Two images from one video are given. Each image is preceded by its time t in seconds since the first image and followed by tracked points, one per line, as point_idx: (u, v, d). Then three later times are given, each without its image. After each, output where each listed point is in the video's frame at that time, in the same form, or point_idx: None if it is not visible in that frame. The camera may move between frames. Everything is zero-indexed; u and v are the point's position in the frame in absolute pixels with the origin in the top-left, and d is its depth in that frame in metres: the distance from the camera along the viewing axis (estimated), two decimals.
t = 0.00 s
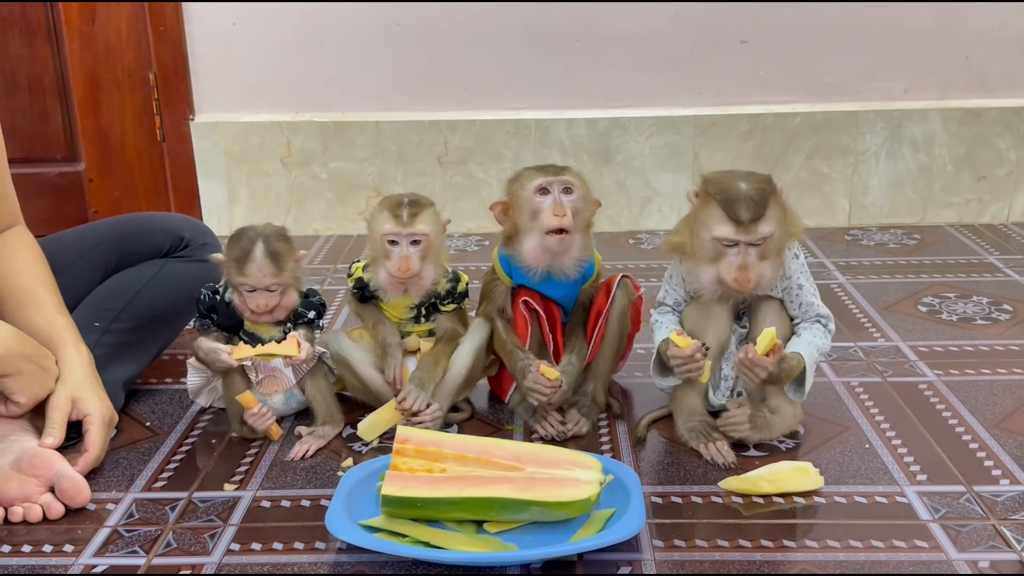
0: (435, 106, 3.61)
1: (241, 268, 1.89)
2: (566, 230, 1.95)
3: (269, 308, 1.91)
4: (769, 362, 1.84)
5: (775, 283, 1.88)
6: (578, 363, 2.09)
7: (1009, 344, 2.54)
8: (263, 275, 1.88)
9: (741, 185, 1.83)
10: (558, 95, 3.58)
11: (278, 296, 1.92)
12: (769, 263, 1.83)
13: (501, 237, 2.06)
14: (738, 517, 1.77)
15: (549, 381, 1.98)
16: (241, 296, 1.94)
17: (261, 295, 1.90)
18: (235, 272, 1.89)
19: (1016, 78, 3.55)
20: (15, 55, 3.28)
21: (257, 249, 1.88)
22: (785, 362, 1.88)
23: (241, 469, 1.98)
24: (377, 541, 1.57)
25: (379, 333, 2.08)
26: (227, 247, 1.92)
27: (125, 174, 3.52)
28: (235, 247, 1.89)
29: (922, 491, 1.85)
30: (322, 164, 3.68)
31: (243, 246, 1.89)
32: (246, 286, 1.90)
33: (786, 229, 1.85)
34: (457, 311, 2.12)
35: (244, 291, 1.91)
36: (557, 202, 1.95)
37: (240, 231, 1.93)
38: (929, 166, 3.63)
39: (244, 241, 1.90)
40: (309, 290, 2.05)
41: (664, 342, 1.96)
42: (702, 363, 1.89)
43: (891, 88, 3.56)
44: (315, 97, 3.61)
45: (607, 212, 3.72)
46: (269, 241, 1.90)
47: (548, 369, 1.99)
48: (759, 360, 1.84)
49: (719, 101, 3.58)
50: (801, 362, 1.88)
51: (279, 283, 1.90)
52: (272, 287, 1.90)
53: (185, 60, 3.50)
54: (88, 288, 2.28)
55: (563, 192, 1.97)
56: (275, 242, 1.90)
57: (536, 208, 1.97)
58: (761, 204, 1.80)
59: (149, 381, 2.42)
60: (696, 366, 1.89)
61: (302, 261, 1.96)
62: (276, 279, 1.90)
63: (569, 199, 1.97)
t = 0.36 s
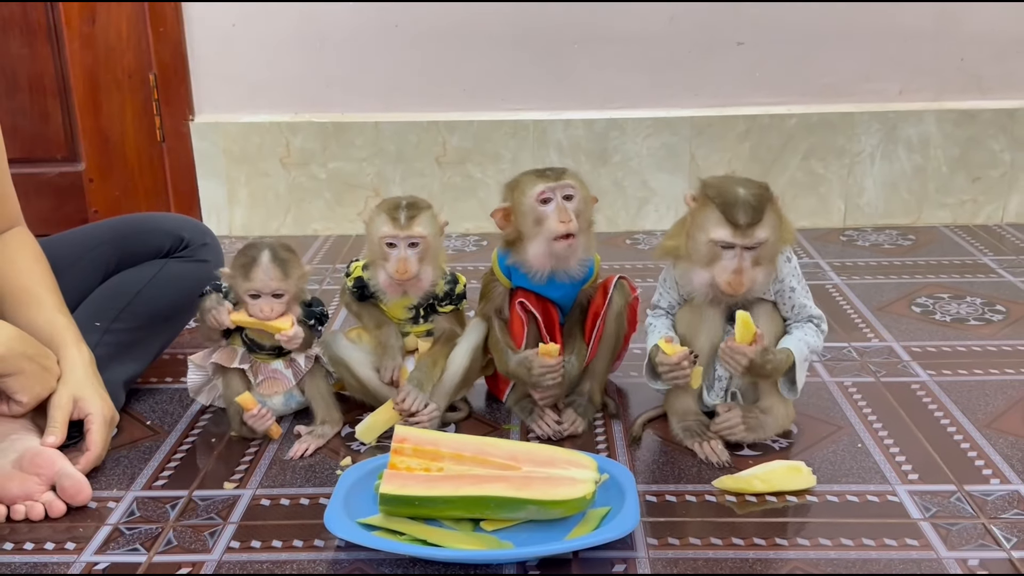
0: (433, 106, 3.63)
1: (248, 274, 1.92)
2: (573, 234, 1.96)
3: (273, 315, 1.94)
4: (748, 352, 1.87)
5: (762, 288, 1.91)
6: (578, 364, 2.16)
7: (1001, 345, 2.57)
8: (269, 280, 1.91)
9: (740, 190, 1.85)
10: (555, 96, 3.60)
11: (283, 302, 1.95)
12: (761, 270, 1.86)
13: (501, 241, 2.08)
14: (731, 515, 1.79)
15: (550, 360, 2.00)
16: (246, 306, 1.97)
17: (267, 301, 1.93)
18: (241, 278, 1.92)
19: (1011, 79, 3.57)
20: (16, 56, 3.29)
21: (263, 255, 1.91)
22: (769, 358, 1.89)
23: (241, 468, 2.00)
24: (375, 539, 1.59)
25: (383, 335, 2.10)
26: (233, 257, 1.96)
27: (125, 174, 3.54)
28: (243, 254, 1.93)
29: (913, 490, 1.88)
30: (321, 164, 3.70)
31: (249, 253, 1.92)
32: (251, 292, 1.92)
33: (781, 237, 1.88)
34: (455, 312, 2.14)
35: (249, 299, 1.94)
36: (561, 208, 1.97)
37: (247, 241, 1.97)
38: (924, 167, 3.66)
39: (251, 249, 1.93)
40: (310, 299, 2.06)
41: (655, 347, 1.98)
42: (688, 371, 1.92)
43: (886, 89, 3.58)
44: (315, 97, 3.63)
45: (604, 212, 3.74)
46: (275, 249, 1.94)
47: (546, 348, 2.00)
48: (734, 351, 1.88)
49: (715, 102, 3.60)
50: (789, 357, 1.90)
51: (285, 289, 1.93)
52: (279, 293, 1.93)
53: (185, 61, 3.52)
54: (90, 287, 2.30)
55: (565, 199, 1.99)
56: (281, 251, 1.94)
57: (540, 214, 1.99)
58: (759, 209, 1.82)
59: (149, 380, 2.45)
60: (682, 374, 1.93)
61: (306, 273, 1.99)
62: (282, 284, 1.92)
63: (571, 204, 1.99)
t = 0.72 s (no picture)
0: (432, 106, 3.65)
1: (252, 247, 1.94)
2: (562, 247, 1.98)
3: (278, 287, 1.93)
4: (749, 322, 1.87)
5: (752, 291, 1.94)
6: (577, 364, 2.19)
7: (995, 342, 2.59)
8: (275, 250, 1.93)
9: (751, 196, 1.86)
10: (554, 95, 3.62)
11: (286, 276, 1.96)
12: (755, 277, 1.90)
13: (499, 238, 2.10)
14: (727, 510, 1.82)
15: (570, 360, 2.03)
16: (250, 287, 1.97)
17: (270, 272, 1.93)
18: (245, 251, 1.94)
19: (1006, 79, 3.60)
20: (18, 55, 3.31)
21: (268, 229, 1.94)
22: (772, 325, 1.89)
23: (243, 464, 2.02)
24: (376, 534, 1.62)
25: (371, 316, 2.10)
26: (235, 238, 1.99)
27: (126, 173, 3.56)
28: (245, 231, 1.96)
29: (906, 486, 1.90)
30: (321, 162, 3.71)
31: (254, 229, 1.95)
32: (255, 264, 1.93)
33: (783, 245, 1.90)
34: (452, 309, 2.17)
35: (253, 272, 1.94)
36: (552, 219, 1.98)
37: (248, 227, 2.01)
38: (920, 166, 3.68)
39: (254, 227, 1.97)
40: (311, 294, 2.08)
41: (650, 350, 1.99)
42: (684, 376, 1.96)
43: (883, 89, 3.60)
44: (314, 96, 3.64)
45: (602, 210, 3.76)
46: (278, 228, 1.97)
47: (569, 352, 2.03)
48: (735, 326, 1.87)
49: (713, 102, 3.62)
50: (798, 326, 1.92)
51: (289, 259, 1.95)
52: (282, 263, 1.95)
53: (185, 59, 3.54)
54: (92, 285, 2.32)
55: (557, 209, 2.00)
56: (284, 230, 1.98)
57: (531, 223, 2.00)
58: (769, 217, 1.83)
59: (151, 377, 2.47)
60: (678, 379, 1.97)
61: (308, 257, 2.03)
62: (287, 255, 1.95)
63: (563, 215, 2.00)
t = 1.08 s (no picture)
0: (433, 104, 3.66)
1: (258, 264, 1.93)
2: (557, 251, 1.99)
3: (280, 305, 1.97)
4: (745, 310, 1.86)
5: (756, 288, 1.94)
6: (580, 364, 2.18)
7: (992, 340, 2.61)
8: (279, 272, 1.93)
9: (739, 189, 1.88)
10: (554, 93, 3.63)
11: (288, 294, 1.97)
12: (754, 271, 1.90)
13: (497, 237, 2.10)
14: (726, 506, 1.83)
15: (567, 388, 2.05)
16: (252, 294, 1.98)
17: (275, 292, 1.95)
18: (250, 267, 1.93)
19: (1005, 77, 3.61)
20: (20, 52, 3.32)
21: (274, 246, 1.92)
22: (769, 309, 1.88)
23: (246, 460, 2.04)
24: (378, 529, 1.63)
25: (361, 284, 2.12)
26: (239, 246, 1.96)
27: (127, 170, 3.57)
28: (251, 244, 1.94)
29: (905, 482, 1.92)
30: (322, 160, 3.73)
31: (259, 243, 1.92)
32: (259, 282, 1.94)
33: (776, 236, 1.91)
34: (454, 304, 2.18)
35: (258, 288, 1.95)
36: (547, 223, 1.98)
37: (252, 230, 1.98)
38: (919, 164, 3.69)
39: (259, 238, 1.94)
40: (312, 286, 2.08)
41: (655, 351, 2.01)
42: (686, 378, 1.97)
43: (881, 87, 3.62)
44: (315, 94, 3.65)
45: (602, 208, 3.77)
46: (282, 240, 1.95)
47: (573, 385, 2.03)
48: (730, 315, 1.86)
49: (713, 100, 3.64)
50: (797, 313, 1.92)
51: (293, 279, 1.96)
52: (286, 284, 1.96)
53: (187, 57, 3.55)
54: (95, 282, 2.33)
55: (552, 212, 2.00)
56: (288, 241, 1.95)
57: (527, 226, 2.01)
58: (757, 208, 1.85)
59: (154, 374, 2.48)
60: (681, 381, 1.97)
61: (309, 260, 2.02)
62: (291, 276, 1.95)
63: (559, 217, 2.01)
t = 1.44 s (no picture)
0: (432, 102, 3.67)
1: (251, 251, 1.96)
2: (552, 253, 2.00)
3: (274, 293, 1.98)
4: (748, 299, 1.87)
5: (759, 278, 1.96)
6: (576, 361, 2.17)
7: (989, 337, 2.63)
8: (270, 259, 1.95)
9: (736, 178, 1.91)
10: (553, 92, 3.65)
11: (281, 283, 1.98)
12: (755, 261, 1.93)
13: (495, 237, 2.11)
14: (723, 502, 1.85)
15: (557, 399, 2.06)
16: (248, 284, 2.01)
17: (266, 280, 1.97)
18: (244, 254, 1.96)
19: (1002, 76, 3.62)
20: (20, 50, 3.31)
21: (267, 234, 1.95)
22: (771, 299, 1.89)
23: (247, 456, 2.05)
24: (378, 525, 1.65)
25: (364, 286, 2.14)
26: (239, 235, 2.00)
27: (127, 167, 3.58)
28: (248, 232, 1.98)
29: (900, 479, 1.93)
30: (322, 158, 3.74)
31: (255, 231, 1.96)
32: (252, 269, 1.97)
33: (775, 226, 1.92)
34: (452, 305, 2.20)
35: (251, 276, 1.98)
36: (543, 226, 1.99)
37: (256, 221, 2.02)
38: (916, 162, 3.71)
39: (256, 227, 1.98)
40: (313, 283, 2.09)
41: (656, 351, 2.03)
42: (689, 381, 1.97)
43: (879, 86, 3.63)
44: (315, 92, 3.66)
45: (601, 206, 3.79)
46: (280, 229, 1.97)
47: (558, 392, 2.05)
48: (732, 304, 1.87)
49: (712, 98, 3.65)
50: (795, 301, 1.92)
51: (285, 269, 1.97)
52: (277, 273, 1.97)
53: (188, 55, 3.59)
54: (96, 280, 2.35)
55: (549, 213, 2.02)
56: (285, 231, 1.98)
57: (524, 226, 2.02)
58: (755, 194, 1.87)
59: (156, 371, 2.50)
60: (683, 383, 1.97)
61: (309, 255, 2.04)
62: (283, 265, 1.97)
63: (555, 218, 2.02)
